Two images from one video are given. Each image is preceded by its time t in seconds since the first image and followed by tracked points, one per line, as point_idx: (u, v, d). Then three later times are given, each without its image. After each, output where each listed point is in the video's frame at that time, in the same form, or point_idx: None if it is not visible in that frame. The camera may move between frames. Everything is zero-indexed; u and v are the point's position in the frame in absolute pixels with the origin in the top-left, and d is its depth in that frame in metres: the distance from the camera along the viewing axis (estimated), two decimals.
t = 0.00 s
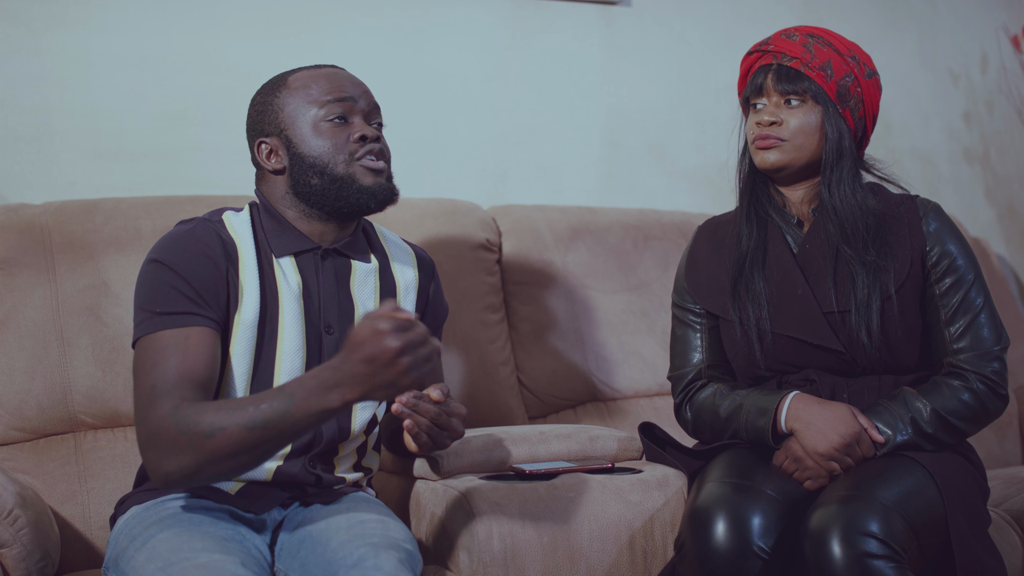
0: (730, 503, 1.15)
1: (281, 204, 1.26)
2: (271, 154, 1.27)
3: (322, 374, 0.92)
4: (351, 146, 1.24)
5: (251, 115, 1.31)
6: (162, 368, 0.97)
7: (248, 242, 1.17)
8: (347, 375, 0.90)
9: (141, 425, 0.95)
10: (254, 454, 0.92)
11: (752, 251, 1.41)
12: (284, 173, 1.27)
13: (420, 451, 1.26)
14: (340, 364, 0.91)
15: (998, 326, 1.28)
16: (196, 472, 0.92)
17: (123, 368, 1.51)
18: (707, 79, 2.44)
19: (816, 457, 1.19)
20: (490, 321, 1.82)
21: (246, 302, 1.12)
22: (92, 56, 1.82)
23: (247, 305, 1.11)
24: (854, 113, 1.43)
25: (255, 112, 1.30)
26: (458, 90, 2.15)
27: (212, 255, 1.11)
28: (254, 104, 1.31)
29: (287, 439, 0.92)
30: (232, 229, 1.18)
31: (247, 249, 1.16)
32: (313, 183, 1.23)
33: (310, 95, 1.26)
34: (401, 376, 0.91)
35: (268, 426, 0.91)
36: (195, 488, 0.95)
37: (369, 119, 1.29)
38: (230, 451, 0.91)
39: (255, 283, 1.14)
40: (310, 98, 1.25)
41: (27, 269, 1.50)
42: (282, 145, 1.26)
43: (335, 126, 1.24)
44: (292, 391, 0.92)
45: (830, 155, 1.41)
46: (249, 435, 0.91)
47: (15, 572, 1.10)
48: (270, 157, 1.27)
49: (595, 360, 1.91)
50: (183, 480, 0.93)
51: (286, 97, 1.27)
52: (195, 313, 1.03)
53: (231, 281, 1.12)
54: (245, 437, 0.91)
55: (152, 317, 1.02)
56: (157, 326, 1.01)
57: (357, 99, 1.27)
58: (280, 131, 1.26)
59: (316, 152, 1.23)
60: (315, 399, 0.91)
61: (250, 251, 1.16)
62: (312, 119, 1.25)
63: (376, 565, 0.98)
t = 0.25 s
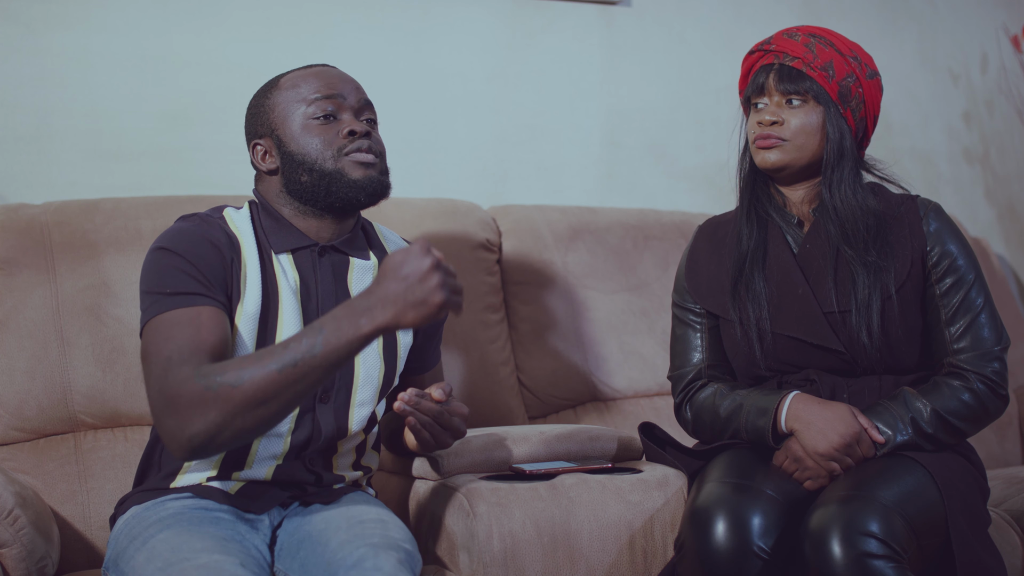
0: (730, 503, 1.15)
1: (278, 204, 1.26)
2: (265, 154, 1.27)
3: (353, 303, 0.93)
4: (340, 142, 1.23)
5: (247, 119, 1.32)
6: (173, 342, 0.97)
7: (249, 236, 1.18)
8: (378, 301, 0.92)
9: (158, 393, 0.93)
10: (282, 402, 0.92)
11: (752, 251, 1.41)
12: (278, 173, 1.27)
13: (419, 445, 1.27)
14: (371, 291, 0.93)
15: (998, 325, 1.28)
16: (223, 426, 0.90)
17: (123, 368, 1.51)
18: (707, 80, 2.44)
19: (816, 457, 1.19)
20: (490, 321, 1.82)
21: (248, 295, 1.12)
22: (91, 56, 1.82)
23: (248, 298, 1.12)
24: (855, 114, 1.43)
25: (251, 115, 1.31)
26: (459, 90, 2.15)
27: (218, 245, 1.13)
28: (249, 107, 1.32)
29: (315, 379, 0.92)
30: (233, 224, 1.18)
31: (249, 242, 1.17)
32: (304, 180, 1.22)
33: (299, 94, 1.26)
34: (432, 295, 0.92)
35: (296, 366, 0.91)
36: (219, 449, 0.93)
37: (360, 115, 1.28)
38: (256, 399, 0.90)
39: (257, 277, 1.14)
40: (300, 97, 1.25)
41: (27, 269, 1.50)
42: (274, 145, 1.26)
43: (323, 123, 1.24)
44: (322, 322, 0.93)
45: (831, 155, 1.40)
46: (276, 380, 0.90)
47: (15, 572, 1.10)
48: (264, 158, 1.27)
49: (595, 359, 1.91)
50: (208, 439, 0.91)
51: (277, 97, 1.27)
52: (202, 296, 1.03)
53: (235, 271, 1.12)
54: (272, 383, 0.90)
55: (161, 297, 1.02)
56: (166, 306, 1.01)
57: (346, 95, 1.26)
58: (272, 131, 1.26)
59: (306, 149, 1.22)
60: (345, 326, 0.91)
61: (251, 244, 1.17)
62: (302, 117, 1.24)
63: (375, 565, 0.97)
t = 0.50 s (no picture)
0: (730, 503, 1.15)
1: (276, 204, 1.26)
2: (265, 154, 1.27)
3: (351, 293, 0.94)
4: (340, 145, 1.23)
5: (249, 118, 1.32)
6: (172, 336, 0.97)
7: (248, 236, 1.18)
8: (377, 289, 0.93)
9: (155, 384, 0.93)
10: (279, 391, 0.91)
11: (752, 251, 1.41)
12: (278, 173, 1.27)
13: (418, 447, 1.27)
14: (371, 282, 0.94)
15: (999, 326, 1.28)
16: (219, 414, 0.90)
17: (123, 368, 1.51)
18: (707, 80, 2.44)
19: (816, 458, 1.19)
20: (490, 321, 1.82)
21: (247, 295, 1.12)
22: (91, 56, 1.82)
23: (248, 296, 1.12)
24: (858, 115, 1.43)
25: (252, 114, 1.31)
26: (459, 90, 2.15)
27: (216, 242, 1.13)
28: (251, 106, 1.32)
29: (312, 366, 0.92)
30: (232, 223, 1.19)
31: (248, 242, 1.17)
32: (303, 182, 1.22)
33: (301, 95, 1.25)
34: (431, 289, 0.93)
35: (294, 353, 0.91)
36: (216, 438, 0.93)
37: (361, 118, 1.27)
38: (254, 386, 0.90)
39: (256, 277, 1.14)
40: (301, 98, 1.25)
41: (27, 269, 1.50)
42: (274, 145, 1.26)
43: (324, 125, 1.23)
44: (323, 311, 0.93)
45: (834, 157, 1.40)
46: (273, 367, 0.90)
47: (15, 572, 1.10)
48: (264, 158, 1.28)
49: (595, 359, 1.91)
50: (205, 427, 0.91)
51: (279, 97, 1.27)
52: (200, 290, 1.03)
53: (233, 270, 1.12)
54: (269, 371, 0.90)
55: (161, 293, 1.02)
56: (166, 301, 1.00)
57: (348, 98, 1.26)
58: (272, 132, 1.26)
59: (305, 152, 1.22)
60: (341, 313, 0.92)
61: (250, 244, 1.17)
62: (303, 119, 1.24)
63: (376, 565, 0.97)
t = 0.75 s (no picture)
0: (730, 503, 1.15)
1: (277, 204, 1.27)
2: (266, 154, 1.27)
3: (304, 250, 0.93)
4: (342, 147, 1.22)
5: (250, 115, 1.31)
6: (168, 337, 0.97)
7: (247, 237, 1.18)
8: (328, 239, 0.92)
9: (151, 389, 0.93)
10: (262, 369, 0.91)
11: (752, 251, 1.41)
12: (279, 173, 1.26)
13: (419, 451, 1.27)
14: (319, 233, 0.92)
15: (999, 325, 1.28)
16: (213, 405, 0.90)
17: (123, 368, 1.51)
18: (707, 80, 2.44)
19: (816, 457, 1.19)
20: (490, 321, 1.82)
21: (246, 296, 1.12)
22: (92, 56, 1.82)
23: (248, 296, 1.12)
24: (859, 115, 1.43)
25: (253, 112, 1.30)
26: (458, 90, 2.15)
27: (214, 241, 1.13)
28: (252, 104, 1.31)
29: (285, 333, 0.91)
30: (232, 223, 1.19)
31: (248, 243, 1.17)
32: (304, 184, 1.22)
33: (303, 95, 1.24)
34: (379, 223, 0.91)
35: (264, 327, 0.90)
36: (215, 433, 0.93)
37: (364, 118, 1.26)
38: (235, 369, 0.90)
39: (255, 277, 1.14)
40: (303, 98, 1.24)
41: (27, 269, 1.50)
42: (275, 145, 1.26)
43: (326, 126, 1.23)
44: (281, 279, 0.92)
45: (835, 156, 1.40)
46: (250, 346, 0.90)
47: (15, 572, 1.10)
48: (266, 157, 1.27)
49: (595, 359, 1.91)
50: (203, 422, 0.91)
51: (280, 96, 1.26)
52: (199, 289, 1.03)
53: (232, 270, 1.12)
54: (248, 350, 0.89)
55: (160, 293, 1.02)
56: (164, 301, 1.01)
57: (351, 98, 1.25)
58: (274, 131, 1.25)
59: (307, 153, 1.22)
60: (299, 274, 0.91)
61: (250, 244, 1.17)
62: (305, 119, 1.23)
63: (376, 566, 0.97)
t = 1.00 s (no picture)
0: (729, 503, 1.15)
1: (276, 204, 1.27)
2: (266, 154, 1.27)
3: (295, 256, 0.92)
4: (342, 148, 1.22)
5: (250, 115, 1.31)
6: (164, 338, 0.96)
7: (246, 237, 1.18)
8: (319, 243, 0.91)
9: (144, 392, 0.94)
10: (252, 372, 0.91)
11: (752, 250, 1.41)
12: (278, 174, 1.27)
13: (417, 451, 1.27)
14: (310, 236, 0.92)
15: (999, 325, 1.28)
16: (204, 408, 0.90)
17: (123, 368, 1.51)
18: (707, 80, 2.44)
19: (816, 458, 1.19)
20: (490, 321, 1.82)
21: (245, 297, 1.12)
22: (92, 56, 1.82)
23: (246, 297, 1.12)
24: (859, 115, 1.43)
25: (253, 112, 1.30)
26: (458, 90, 2.15)
27: (212, 243, 1.13)
28: (253, 104, 1.31)
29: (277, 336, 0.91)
30: (230, 224, 1.19)
31: (246, 244, 1.17)
32: (304, 185, 1.22)
33: (303, 95, 1.24)
34: (370, 224, 0.91)
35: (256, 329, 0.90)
36: (208, 435, 0.93)
37: (364, 119, 1.26)
38: (226, 372, 0.89)
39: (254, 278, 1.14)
40: (303, 99, 1.24)
41: (27, 269, 1.50)
42: (275, 146, 1.25)
43: (326, 127, 1.22)
44: (273, 282, 0.92)
45: (835, 156, 1.40)
46: (242, 349, 0.89)
47: (15, 572, 1.10)
48: (265, 158, 1.27)
49: (595, 359, 1.91)
50: (194, 425, 0.91)
51: (280, 96, 1.26)
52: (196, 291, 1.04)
53: (229, 272, 1.12)
54: (239, 354, 0.89)
55: (157, 294, 1.02)
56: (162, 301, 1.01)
57: (351, 99, 1.24)
58: (273, 132, 1.25)
59: (306, 153, 1.22)
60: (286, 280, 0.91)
61: (248, 245, 1.17)
62: (304, 120, 1.23)
63: (376, 566, 0.97)
